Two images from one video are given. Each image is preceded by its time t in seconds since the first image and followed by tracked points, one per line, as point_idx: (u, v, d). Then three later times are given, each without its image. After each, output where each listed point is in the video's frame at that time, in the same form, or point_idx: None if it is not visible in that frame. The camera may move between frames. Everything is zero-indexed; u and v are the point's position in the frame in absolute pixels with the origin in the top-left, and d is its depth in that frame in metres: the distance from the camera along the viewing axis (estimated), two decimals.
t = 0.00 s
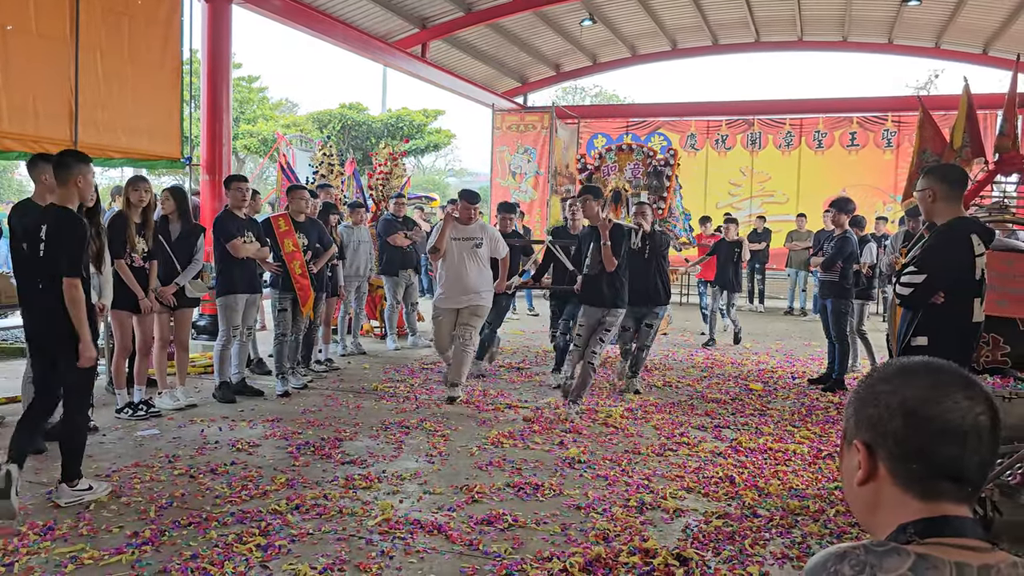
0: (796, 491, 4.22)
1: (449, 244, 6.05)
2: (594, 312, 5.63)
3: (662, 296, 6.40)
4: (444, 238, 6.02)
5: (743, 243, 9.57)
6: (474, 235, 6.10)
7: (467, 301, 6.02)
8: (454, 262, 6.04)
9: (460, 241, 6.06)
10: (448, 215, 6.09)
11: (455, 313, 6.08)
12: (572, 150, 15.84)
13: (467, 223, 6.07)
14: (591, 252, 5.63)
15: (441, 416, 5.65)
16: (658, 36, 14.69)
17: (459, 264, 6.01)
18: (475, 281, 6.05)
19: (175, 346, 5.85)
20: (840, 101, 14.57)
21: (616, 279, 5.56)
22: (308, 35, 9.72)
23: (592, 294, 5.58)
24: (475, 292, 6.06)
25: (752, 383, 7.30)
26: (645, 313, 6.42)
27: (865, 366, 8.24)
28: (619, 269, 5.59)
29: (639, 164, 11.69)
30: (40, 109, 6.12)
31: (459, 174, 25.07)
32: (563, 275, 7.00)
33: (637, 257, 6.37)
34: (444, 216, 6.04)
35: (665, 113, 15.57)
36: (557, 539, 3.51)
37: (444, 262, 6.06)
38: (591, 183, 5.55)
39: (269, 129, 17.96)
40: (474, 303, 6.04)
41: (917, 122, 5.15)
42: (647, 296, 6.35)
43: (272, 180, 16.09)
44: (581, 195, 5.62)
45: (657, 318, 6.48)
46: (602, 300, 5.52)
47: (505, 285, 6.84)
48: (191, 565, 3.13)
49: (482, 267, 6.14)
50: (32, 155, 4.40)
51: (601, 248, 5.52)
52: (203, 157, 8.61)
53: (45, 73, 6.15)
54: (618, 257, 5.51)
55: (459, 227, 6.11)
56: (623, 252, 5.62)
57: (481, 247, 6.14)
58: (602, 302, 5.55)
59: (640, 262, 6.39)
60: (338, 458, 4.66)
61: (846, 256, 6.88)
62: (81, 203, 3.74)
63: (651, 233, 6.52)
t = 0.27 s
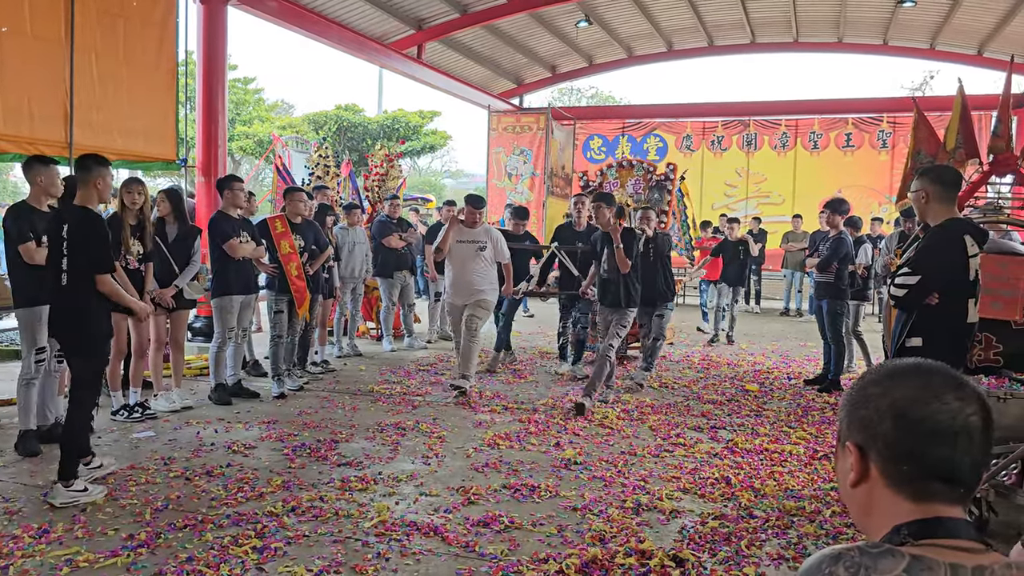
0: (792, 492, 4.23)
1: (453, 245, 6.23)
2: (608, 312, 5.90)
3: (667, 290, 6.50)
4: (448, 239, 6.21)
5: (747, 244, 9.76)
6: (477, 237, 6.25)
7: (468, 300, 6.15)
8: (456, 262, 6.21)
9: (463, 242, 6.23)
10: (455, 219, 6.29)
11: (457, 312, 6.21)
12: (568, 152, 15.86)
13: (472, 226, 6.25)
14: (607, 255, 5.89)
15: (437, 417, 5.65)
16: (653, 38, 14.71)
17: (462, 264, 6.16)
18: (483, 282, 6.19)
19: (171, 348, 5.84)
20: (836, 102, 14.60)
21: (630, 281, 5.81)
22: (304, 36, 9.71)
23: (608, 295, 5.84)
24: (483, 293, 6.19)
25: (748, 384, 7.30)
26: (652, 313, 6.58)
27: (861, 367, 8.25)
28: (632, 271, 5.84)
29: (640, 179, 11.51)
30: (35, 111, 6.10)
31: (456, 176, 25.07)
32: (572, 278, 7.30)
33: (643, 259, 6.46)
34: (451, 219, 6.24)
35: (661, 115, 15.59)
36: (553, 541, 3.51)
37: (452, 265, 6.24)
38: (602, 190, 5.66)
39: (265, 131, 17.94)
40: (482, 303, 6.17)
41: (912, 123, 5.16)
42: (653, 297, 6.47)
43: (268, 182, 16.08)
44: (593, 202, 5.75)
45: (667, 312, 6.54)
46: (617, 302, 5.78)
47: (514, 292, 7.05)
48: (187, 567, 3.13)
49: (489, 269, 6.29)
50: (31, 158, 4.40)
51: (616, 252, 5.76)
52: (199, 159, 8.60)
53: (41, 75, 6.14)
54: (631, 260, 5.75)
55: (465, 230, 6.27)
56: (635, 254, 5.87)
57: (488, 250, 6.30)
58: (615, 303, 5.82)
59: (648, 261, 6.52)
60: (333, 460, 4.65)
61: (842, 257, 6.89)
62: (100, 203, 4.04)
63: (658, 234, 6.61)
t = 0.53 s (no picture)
0: (788, 492, 4.23)
1: (468, 246, 6.37)
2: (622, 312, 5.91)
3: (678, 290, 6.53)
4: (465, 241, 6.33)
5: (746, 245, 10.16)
6: (493, 239, 6.38)
7: (486, 301, 6.36)
8: (473, 263, 6.36)
9: (479, 243, 6.36)
10: (470, 220, 6.39)
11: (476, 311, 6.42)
12: (563, 153, 15.86)
13: (487, 228, 6.36)
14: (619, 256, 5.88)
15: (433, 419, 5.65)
16: (648, 39, 14.73)
17: (477, 267, 6.33)
18: (496, 283, 6.37)
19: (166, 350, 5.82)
20: (830, 102, 14.63)
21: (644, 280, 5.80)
22: (299, 38, 9.70)
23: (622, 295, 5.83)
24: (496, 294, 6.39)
25: (744, 384, 7.31)
26: (672, 310, 6.58)
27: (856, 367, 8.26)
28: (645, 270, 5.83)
29: (645, 169, 12.04)
30: (29, 114, 6.08)
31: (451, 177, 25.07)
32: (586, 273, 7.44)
33: (655, 258, 6.47)
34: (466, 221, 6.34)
35: (656, 115, 15.61)
36: (549, 542, 3.51)
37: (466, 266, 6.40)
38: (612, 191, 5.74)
39: (260, 133, 17.92)
40: (495, 304, 6.38)
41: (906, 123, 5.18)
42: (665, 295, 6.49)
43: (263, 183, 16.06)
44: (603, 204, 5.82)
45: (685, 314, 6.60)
46: (632, 301, 5.80)
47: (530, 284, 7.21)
48: (182, 570, 3.12)
49: (502, 269, 6.45)
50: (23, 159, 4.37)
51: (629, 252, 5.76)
52: (194, 161, 8.58)
53: (34, 76, 6.13)
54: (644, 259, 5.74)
55: (481, 231, 6.39)
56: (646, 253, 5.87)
57: (502, 251, 6.43)
58: (630, 303, 5.81)
59: (659, 260, 6.53)
60: (329, 462, 4.65)
61: (837, 257, 6.90)
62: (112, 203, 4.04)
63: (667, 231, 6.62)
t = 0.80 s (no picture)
0: (778, 489, 4.25)
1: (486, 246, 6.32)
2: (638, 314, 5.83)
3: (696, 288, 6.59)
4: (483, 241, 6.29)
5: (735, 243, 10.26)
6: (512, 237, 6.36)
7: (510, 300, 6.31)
8: (494, 262, 6.32)
9: (498, 242, 6.32)
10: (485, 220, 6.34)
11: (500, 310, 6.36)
12: (553, 152, 15.87)
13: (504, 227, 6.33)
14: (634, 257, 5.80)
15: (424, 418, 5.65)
16: (637, 38, 14.75)
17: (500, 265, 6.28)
18: (518, 282, 6.34)
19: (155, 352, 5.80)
20: (818, 101, 14.69)
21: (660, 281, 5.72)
22: (287, 37, 9.66)
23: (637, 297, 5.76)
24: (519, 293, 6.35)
25: (734, 382, 7.34)
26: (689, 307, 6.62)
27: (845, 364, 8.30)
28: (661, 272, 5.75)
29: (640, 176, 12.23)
30: (15, 114, 6.05)
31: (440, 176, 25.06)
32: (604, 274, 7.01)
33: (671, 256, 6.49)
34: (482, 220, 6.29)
35: (646, 114, 15.63)
36: (541, 541, 3.51)
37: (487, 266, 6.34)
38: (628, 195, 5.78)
39: (248, 133, 17.86)
40: (518, 303, 6.34)
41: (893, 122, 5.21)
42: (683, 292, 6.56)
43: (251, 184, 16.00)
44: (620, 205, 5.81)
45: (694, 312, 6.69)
46: (649, 303, 5.73)
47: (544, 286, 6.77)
48: (172, 573, 3.11)
49: (522, 267, 6.42)
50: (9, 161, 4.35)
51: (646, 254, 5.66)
52: (182, 161, 8.54)
53: (20, 77, 6.09)
54: (661, 260, 5.67)
55: (497, 230, 6.35)
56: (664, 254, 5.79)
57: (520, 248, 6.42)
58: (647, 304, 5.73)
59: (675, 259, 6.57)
60: (319, 463, 4.63)
61: (826, 255, 6.92)
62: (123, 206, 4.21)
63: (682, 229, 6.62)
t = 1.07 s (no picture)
0: (765, 485, 4.26)
1: (488, 246, 6.21)
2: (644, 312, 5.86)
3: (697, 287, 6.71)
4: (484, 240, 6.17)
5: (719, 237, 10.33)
6: (512, 237, 6.28)
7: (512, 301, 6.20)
8: (495, 263, 6.19)
9: (499, 242, 6.23)
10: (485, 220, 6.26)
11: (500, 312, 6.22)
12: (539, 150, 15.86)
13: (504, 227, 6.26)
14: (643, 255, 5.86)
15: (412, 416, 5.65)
16: (622, 35, 14.77)
17: (502, 266, 6.16)
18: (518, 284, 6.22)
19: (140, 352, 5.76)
20: (803, 98, 14.76)
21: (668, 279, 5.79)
22: (271, 35, 9.61)
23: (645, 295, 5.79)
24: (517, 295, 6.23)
25: (721, 378, 7.37)
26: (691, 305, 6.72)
27: (831, 360, 8.34)
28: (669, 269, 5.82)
29: (623, 167, 12.22)
30: None
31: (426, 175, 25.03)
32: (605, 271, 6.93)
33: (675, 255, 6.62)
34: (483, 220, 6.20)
35: (632, 112, 15.66)
36: (529, 539, 3.51)
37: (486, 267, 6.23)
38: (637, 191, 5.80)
39: (233, 131, 17.77)
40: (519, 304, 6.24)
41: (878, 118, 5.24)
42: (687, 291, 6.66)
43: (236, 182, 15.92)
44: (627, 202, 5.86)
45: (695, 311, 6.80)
46: (659, 300, 5.76)
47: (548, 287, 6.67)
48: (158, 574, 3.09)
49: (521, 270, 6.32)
50: None
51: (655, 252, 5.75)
52: (165, 160, 8.49)
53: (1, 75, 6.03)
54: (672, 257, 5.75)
55: (497, 231, 6.27)
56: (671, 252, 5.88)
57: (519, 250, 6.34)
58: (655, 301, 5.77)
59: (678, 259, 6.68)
60: (306, 463, 4.62)
61: (811, 251, 6.94)
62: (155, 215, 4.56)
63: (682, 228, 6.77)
